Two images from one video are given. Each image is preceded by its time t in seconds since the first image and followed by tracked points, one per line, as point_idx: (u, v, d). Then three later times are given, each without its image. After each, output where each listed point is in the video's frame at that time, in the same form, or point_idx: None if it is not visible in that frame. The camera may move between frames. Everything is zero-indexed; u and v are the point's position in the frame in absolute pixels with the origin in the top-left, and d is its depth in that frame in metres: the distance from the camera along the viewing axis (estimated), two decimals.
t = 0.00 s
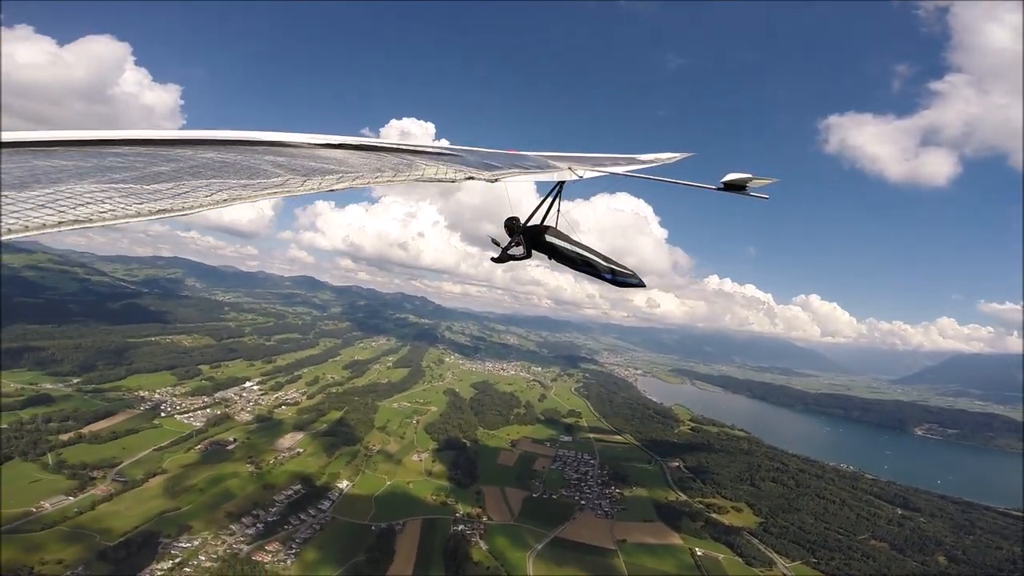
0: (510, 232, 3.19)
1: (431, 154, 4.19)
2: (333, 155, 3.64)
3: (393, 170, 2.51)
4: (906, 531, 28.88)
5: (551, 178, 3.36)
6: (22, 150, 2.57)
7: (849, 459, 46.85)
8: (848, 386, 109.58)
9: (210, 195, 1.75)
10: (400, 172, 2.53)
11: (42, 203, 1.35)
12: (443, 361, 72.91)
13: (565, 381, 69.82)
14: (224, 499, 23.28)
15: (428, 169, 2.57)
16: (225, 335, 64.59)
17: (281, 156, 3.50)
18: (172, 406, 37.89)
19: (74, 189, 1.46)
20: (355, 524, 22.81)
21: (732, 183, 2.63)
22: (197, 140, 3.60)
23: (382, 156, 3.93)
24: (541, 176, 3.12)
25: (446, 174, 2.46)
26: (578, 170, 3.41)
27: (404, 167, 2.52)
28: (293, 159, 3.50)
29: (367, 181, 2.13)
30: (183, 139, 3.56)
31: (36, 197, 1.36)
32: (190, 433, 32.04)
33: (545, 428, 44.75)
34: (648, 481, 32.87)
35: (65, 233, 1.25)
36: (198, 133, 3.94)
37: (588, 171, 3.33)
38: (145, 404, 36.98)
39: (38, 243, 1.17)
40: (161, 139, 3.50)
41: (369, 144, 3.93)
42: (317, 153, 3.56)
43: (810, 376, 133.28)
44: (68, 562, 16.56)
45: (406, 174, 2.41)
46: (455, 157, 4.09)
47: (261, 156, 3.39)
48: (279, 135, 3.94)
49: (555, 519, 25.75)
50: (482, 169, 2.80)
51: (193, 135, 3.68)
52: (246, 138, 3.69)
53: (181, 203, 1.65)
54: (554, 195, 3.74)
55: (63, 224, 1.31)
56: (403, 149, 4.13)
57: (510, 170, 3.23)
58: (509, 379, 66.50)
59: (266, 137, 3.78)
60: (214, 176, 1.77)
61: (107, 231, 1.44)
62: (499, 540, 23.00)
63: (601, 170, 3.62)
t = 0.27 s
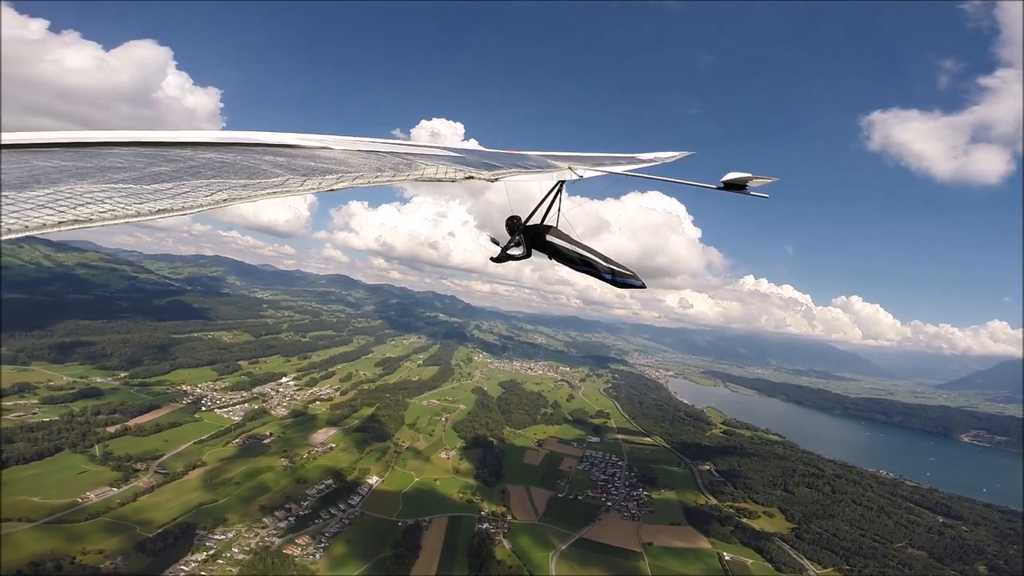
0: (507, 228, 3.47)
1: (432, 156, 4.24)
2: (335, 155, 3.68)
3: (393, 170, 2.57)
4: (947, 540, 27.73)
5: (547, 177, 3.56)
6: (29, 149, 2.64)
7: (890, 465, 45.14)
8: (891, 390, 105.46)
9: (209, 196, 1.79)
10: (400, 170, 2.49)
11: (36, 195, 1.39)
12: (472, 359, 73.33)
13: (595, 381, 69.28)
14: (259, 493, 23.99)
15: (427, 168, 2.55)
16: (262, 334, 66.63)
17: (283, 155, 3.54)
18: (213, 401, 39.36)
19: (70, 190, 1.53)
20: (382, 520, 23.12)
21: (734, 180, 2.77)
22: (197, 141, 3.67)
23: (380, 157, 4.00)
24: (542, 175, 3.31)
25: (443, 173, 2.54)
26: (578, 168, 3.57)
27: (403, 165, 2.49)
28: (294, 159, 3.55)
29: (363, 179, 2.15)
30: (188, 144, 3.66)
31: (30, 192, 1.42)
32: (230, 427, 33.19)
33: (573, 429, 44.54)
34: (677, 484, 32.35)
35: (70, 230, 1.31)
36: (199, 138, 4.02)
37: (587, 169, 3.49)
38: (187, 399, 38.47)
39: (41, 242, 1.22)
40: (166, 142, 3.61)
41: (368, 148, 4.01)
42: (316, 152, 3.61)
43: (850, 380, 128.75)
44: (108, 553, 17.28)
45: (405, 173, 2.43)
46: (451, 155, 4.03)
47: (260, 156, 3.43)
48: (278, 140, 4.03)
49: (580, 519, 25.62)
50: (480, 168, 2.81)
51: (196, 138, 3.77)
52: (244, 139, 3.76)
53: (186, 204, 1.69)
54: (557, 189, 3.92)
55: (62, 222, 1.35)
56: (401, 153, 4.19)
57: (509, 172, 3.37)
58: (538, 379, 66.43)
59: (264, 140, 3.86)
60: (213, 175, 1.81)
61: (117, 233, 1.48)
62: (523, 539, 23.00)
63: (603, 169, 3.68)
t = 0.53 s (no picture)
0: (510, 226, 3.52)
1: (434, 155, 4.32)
2: (334, 155, 3.77)
3: (394, 169, 2.63)
4: (988, 552, 26.50)
5: (550, 179, 3.90)
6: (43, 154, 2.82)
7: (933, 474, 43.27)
8: (938, 397, 100.84)
9: (210, 194, 1.83)
10: (399, 171, 2.47)
11: (39, 197, 1.45)
12: (501, 356, 73.60)
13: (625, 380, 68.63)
14: (292, 484, 24.66)
15: (427, 169, 2.59)
16: (299, 328, 68.58)
17: (285, 156, 3.68)
18: (252, 392, 40.81)
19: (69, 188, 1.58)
20: (408, 513, 23.44)
21: (735, 182, 3.08)
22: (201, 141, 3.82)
23: (380, 158, 4.06)
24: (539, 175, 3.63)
25: (446, 173, 2.69)
26: (576, 168, 3.89)
27: (403, 164, 2.53)
28: (294, 159, 3.70)
29: (364, 178, 2.17)
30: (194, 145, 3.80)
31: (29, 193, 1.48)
32: (269, 417, 34.43)
33: (601, 428, 44.25)
34: (705, 487, 31.81)
35: (69, 231, 1.36)
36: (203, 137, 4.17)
37: (584, 169, 3.82)
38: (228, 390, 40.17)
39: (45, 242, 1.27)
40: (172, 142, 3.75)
41: (368, 148, 4.07)
42: (315, 153, 3.72)
43: (895, 385, 123.63)
44: (145, 539, 18.04)
45: (405, 172, 2.48)
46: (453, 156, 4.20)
47: (259, 157, 3.59)
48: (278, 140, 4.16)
49: (604, 519, 25.49)
50: (481, 172, 3.08)
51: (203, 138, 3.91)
52: (245, 138, 3.89)
53: (187, 203, 1.73)
54: (556, 189, 4.23)
55: (61, 223, 1.40)
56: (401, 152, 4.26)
57: (513, 174, 3.65)
58: (567, 377, 66.20)
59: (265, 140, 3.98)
60: (213, 175, 1.85)
61: (116, 231, 1.52)
62: (545, 538, 23.01)
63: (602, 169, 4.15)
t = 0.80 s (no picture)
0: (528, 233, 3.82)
1: (435, 154, 4.30)
2: (333, 155, 3.75)
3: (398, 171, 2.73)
4: None
5: (551, 180, 4.06)
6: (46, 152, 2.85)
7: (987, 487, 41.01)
8: (996, 408, 95.44)
9: (210, 195, 1.86)
10: (399, 172, 2.54)
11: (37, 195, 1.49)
12: (533, 357, 73.54)
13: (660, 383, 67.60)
14: (327, 478, 25.21)
15: (428, 170, 2.72)
16: (336, 326, 70.33)
17: (285, 157, 3.68)
18: (292, 387, 42.17)
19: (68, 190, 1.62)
20: (436, 510, 23.66)
21: (735, 182, 3.31)
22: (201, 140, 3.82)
23: (380, 158, 3.98)
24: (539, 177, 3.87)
25: (441, 175, 2.77)
26: (576, 168, 4.14)
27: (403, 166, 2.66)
28: (293, 160, 3.71)
29: (365, 178, 2.24)
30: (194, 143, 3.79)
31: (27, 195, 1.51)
32: (306, 412, 35.63)
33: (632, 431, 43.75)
34: (740, 494, 31.06)
35: (66, 232, 1.40)
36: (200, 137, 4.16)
37: (584, 170, 4.06)
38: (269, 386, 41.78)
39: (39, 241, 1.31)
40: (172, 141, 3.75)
41: (368, 147, 4.08)
42: (314, 152, 3.70)
43: (947, 395, 117.59)
44: (185, 530, 18.80)
45: (404, 173, 2.55)
46: (452, 155, 4.22)
47: (258, 156, 3.59)
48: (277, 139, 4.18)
49: (633, 523, 25.22)
50: (484, 172, 3.32)
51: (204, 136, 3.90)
52: (244, 139, 3.89)
53: (188, 204, 1.76)
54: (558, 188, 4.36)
55: (61, 223, 1.43)
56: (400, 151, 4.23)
57: (513, 176, 3.79)
58: (599, 379, 65.65)
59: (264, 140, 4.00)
60: (215, 176, 1.93)
61: (114, 232, 1.55)
62: (571, 540, 22.89)
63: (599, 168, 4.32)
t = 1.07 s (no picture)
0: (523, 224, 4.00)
1: (437, 154, 4.14)
2: (333, 156, 3.57)
3: (395, 169, 2.86)
4: None
5: (550, 179, 3.99)
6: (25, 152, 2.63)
7: None
8: None
9: (211, 195, 1.96)
10: (400, 171, 2.84)
11: (37, 196, 1.56)
12: (571, 361, 73.17)
13: (703, 385, 66.13)
14: (369, 479, 25.74)
15: (428, 169, 2.97)
16: (378, 330, 71.97)
17: (285, 157, 3.36)
18: (338, 389, 44.40)
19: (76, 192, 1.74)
20: (473, 513, 23.70)
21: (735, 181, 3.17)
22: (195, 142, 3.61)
23: (379, 159, 3.70)
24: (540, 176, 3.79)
25: (442, 175, 2.77)
26: (577, 169, 4.11)
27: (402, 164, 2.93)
28: (294, 161, 3.43)
29: (364, 178, 2.40)
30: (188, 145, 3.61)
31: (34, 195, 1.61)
32: (351, 414, 37.11)
33: (674, 437, 42.83)
34: (787, 501, 29.98)
35: (54, 231, 1.44)
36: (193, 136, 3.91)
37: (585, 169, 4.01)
38: (317, 385, 44.69)
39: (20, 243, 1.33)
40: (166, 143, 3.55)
41: (365, 147, 4.00)
42: (314, 153, 3.52)
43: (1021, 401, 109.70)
44: (234, 527, 19.48)
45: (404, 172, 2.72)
46: (451, 156, 4.09)
47: (258, 158, 3.26)
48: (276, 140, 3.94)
49: (673, 529, 24.66)
50: (483, 172, 3.22)
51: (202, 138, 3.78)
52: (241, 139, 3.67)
53: (188, 202, 1.84)
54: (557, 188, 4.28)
55: (59, 222, 1.49)
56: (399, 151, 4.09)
57: (513, 174, 3.70)
58: (639, 383, 64.60)
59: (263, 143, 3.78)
60: (212, 177, 2.06)
61: (104, 231, 1.59)
62: (608, 545, 22.56)
63: (601, 168, 4.23)
